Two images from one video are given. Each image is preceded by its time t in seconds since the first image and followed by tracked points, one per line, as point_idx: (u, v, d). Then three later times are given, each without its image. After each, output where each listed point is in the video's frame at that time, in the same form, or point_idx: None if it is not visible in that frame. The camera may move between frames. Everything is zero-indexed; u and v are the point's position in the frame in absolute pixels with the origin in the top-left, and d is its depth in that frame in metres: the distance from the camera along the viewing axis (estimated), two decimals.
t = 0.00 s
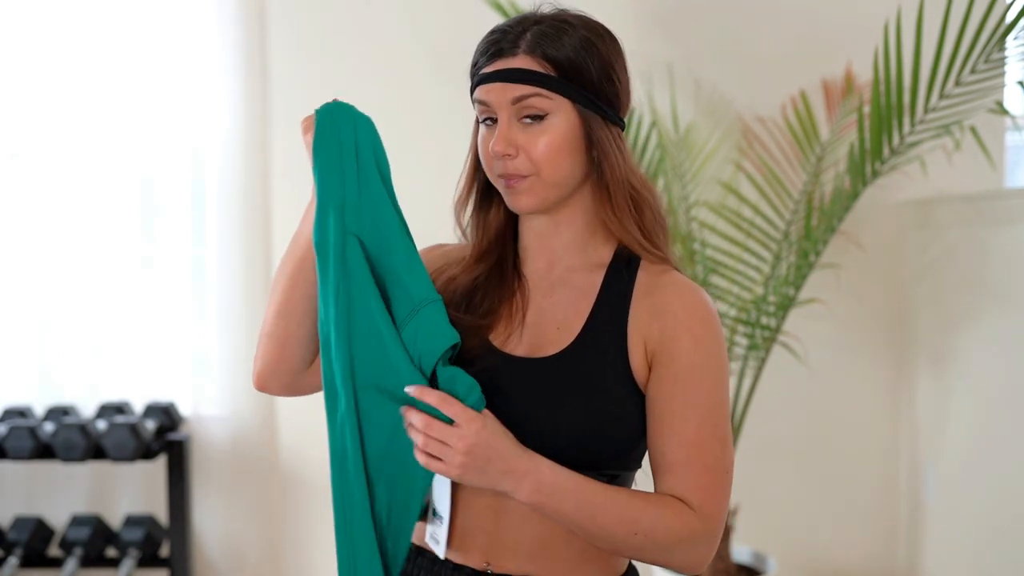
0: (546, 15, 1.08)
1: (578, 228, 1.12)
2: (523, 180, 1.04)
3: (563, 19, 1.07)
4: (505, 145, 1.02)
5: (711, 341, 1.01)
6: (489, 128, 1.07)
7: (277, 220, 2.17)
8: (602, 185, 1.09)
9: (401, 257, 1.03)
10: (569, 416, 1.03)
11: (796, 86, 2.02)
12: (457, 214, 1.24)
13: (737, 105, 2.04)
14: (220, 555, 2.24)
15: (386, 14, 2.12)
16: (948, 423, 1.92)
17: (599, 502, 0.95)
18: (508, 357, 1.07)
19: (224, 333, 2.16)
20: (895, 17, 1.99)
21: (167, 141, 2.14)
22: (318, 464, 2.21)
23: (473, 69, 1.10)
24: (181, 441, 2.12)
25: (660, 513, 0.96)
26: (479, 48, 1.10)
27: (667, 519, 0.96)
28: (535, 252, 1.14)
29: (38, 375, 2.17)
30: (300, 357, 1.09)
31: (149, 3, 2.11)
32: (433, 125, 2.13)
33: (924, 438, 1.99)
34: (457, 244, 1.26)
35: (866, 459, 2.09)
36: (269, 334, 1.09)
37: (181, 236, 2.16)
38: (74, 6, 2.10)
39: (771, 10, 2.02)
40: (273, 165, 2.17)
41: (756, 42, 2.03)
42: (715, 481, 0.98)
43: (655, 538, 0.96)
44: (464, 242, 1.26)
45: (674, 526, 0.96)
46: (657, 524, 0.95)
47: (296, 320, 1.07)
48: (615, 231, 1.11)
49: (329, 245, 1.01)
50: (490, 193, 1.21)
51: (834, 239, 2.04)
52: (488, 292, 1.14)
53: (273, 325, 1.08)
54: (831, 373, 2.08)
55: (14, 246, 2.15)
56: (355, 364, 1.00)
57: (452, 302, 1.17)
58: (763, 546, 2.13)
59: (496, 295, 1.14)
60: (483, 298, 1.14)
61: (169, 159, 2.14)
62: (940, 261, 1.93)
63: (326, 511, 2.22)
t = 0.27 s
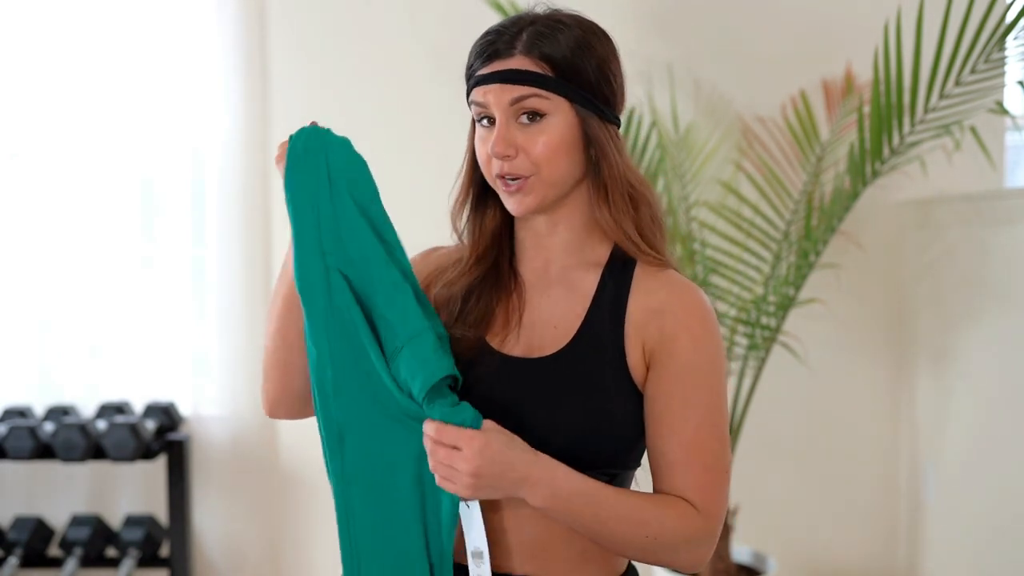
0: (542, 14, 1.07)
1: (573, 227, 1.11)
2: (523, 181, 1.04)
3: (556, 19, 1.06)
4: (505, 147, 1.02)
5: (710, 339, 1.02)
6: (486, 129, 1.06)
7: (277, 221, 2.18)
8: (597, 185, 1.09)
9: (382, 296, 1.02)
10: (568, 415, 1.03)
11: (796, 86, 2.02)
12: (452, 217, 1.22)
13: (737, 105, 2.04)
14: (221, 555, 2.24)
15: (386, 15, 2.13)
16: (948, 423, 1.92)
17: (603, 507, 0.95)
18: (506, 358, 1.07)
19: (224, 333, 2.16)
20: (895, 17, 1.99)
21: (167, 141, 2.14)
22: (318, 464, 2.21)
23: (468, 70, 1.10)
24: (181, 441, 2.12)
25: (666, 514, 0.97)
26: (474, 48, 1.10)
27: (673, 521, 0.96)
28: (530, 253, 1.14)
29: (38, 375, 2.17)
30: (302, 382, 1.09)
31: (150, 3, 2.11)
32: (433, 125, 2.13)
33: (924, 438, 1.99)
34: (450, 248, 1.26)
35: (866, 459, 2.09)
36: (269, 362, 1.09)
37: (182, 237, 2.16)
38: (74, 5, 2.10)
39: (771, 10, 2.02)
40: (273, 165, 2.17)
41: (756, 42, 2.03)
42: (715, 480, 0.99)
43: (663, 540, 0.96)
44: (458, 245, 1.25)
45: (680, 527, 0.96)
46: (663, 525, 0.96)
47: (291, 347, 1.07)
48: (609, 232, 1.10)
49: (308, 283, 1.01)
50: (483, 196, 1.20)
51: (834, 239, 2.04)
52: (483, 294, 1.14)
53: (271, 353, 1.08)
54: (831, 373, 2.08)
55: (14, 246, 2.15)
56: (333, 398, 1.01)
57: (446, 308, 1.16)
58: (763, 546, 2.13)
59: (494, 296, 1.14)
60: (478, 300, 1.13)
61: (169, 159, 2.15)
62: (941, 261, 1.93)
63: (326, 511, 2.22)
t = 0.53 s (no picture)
0: (533, 16, 1.07)
1: (571, 226, 1.11)
2: (522, 184, 1.04)
3: (548, 21, 1.06)
4: (504, 152, 1.02)
5: (708, 337, 1.03)
6: (483, 133, 1.06)
7: (277, 221, 2.17)
8: (591, 185, 1.10)
9: (318, 397, 0.87)
10: (567, 414, 1.03)
11: (796, 86, 2.02)
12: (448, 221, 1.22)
13: (737, 105, 2.04)
14: (221, 555, 2.24)
15: (386, 15, 2.13)
16: (948, 423, 1.92)
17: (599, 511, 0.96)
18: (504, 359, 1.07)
19: (224, 333, 2.16)
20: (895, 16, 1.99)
21: (168, 141, 2.14)
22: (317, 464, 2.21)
23: (462, 74, 1.09)
24: (181, 441, 2.12)
25: (662, 514, 0.98)
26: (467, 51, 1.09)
27: (669, 521, 0.97)
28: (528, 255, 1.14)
29: (38, 375, 2.17)
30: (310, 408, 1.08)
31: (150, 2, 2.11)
32: (433, 126, 2.13)
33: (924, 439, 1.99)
34: (445, 249, 1.25)
35: (866, 459, 2.09)
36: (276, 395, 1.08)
37: (181, 236, 2.16)
38: (74, 5, 2.10)
39: (772, 10, 2.02)
40: (273, 165, 2.16)
41: (757, 42, 2.03)
42: (711, 479, 1.00)
43: (660, 539, 0.97)
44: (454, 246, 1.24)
45: (676, 527, 0.97)
46: (660, 525, 0.97)
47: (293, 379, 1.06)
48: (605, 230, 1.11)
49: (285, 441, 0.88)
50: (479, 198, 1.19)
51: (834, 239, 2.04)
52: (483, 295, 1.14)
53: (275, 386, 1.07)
54: (831, 373, 2.08)
55: (14, 246, 2.15)
56: (277, 460, 0.95)
57: (444, 313, 1.15)
58: (763, 546, 2.13)
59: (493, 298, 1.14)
60: (476, 301, 1.13)
61: (169, 159, 2.15)
62: (941, 262, 1.93)
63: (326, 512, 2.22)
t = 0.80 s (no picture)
0: (572, 37, 1.02)
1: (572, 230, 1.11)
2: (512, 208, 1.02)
3: (585, 50, 1.02)
4: (500, 175, 1.00)
5: (697, 333, 1.06)
6: (486, 148, 1.04)
7: (277, 220, 2.17)
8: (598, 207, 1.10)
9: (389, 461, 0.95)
10: (567, 415, 1.03)
11: (796, 86, 2.03)
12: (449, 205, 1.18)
13: (737, 105, 2.04)
14: (220, 554, 2.24)
15: (385, 15, 2.12)
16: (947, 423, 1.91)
17: (579, 494, 0.95)
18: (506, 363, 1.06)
19: (224, 332, 2.16)
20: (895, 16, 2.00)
21: (167, 142, 2.14)
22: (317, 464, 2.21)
23: (482, 80, 1.05)
24: (181, 441, 2.12)
25: (631, 500, 0.98)
26: (494, 58, 1.04)
27: (638, 508, 0.98)
28: (525, 255, 1.13)
29: (38, 375, 2.17)
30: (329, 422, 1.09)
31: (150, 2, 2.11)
32: (433, 125, 2.13)
33: (923, 439, 2.00)
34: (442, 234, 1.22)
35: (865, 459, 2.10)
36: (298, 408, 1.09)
37: (181, 236, 2.16)
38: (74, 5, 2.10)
39: (772, 10, 2.02)
40: (272, 165, 2.16)
41: (757, 42, 2.03)
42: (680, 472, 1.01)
43: (624, 526, 0.97)
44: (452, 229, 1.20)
45: (642, 512, 0.98)
46: (630, 510, 0.97)
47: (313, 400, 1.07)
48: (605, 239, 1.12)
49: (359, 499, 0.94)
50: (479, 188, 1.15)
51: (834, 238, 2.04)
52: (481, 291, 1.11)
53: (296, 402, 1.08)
54: (831, 372, 2.08)
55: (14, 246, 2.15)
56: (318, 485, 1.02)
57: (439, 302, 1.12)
58: (764, 545, 2.13)
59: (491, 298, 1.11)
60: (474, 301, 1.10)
61: (169, 159, 2.15)
62: (940, 261, 1.93)
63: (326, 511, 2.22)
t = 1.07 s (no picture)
0: (573, 32, 1.03)
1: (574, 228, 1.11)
2: (517, 202, 1.02)
3: (586, 44, 1.02)
4: (505, 169, 0.99)
5: (698, 330, 1.06)
6: (490, 144, 1.03)
7: (277, 220, 2.17)
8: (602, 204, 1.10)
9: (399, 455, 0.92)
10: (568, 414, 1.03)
11: (796, 86, 2.03)
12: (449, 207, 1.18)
13: (737, 105, 2.04)
14: (220, 554, 2.24)
15: (385, 14, 2.12)
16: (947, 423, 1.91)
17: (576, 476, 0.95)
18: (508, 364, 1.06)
19: (224, 332, 2.16)
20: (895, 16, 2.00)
21: (167, 141, 2.14)
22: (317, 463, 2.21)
23: (485, 77, 1.05)
24: (181, 441, 2.12)
25: (631, 491, 0.97)
26: (495, 54, 1.05)
27: (638, 499, 0.97)
28: (526, 255, 1.13)
29: (38, 375, 2.17)
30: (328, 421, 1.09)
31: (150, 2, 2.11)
32: (433, 125, 2.13)
33: (923, 439, 1.99)
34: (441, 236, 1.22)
35: (865, 459, 2.10)
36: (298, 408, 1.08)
37: (181, 236, 2.16)
38: (74, 6, 2.10)
39: (772, 9, 2.02)
40: (273, 164, 2.16)
41: (757, 42, 2.03)
42: (683, 467, 1.01)
43: (625, 517, 0.96)
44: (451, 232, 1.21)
45: (644, 506, 0.97)
46: (629, 500, 0.97)
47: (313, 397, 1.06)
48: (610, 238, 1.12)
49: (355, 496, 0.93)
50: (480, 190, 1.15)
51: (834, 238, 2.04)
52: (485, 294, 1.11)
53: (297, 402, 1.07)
54: (831, 372, 2.08)
55: (15, 247, 2.15)
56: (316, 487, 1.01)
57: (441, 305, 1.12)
58: (764, 546, 2.13)
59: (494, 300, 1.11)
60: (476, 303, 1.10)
61: (169, 159, 2.15)
62: (940, 261, 1.92)
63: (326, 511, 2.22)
